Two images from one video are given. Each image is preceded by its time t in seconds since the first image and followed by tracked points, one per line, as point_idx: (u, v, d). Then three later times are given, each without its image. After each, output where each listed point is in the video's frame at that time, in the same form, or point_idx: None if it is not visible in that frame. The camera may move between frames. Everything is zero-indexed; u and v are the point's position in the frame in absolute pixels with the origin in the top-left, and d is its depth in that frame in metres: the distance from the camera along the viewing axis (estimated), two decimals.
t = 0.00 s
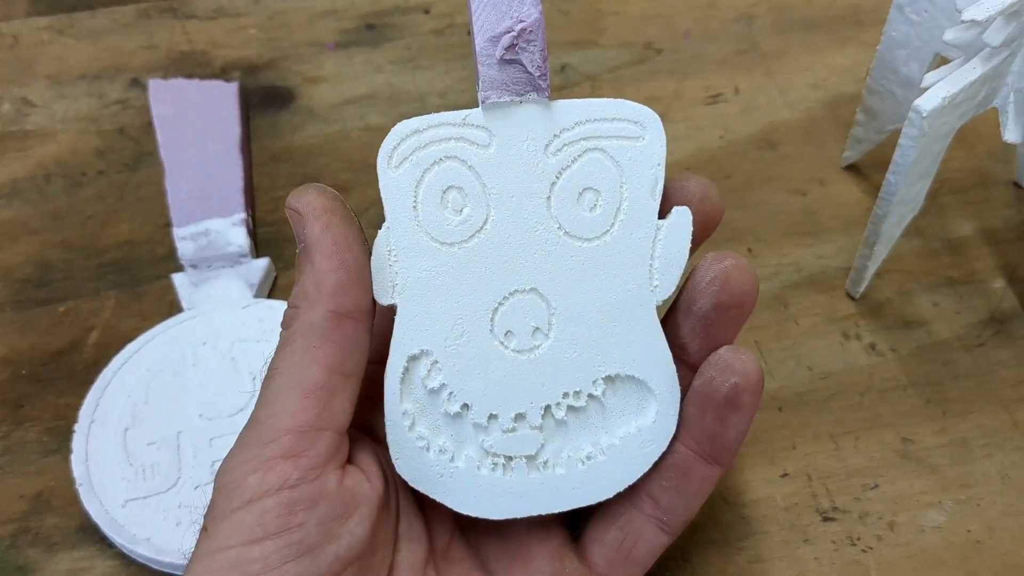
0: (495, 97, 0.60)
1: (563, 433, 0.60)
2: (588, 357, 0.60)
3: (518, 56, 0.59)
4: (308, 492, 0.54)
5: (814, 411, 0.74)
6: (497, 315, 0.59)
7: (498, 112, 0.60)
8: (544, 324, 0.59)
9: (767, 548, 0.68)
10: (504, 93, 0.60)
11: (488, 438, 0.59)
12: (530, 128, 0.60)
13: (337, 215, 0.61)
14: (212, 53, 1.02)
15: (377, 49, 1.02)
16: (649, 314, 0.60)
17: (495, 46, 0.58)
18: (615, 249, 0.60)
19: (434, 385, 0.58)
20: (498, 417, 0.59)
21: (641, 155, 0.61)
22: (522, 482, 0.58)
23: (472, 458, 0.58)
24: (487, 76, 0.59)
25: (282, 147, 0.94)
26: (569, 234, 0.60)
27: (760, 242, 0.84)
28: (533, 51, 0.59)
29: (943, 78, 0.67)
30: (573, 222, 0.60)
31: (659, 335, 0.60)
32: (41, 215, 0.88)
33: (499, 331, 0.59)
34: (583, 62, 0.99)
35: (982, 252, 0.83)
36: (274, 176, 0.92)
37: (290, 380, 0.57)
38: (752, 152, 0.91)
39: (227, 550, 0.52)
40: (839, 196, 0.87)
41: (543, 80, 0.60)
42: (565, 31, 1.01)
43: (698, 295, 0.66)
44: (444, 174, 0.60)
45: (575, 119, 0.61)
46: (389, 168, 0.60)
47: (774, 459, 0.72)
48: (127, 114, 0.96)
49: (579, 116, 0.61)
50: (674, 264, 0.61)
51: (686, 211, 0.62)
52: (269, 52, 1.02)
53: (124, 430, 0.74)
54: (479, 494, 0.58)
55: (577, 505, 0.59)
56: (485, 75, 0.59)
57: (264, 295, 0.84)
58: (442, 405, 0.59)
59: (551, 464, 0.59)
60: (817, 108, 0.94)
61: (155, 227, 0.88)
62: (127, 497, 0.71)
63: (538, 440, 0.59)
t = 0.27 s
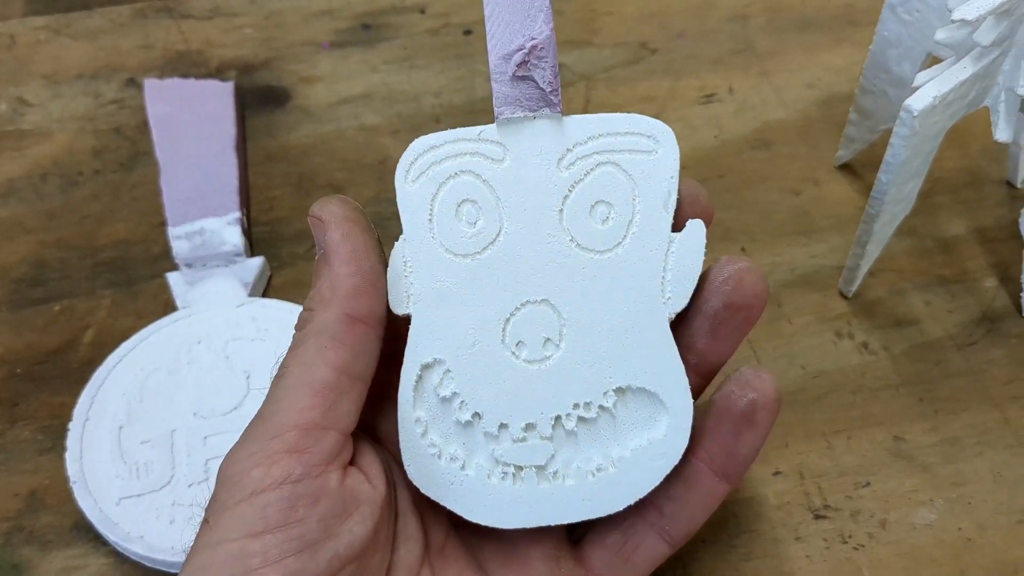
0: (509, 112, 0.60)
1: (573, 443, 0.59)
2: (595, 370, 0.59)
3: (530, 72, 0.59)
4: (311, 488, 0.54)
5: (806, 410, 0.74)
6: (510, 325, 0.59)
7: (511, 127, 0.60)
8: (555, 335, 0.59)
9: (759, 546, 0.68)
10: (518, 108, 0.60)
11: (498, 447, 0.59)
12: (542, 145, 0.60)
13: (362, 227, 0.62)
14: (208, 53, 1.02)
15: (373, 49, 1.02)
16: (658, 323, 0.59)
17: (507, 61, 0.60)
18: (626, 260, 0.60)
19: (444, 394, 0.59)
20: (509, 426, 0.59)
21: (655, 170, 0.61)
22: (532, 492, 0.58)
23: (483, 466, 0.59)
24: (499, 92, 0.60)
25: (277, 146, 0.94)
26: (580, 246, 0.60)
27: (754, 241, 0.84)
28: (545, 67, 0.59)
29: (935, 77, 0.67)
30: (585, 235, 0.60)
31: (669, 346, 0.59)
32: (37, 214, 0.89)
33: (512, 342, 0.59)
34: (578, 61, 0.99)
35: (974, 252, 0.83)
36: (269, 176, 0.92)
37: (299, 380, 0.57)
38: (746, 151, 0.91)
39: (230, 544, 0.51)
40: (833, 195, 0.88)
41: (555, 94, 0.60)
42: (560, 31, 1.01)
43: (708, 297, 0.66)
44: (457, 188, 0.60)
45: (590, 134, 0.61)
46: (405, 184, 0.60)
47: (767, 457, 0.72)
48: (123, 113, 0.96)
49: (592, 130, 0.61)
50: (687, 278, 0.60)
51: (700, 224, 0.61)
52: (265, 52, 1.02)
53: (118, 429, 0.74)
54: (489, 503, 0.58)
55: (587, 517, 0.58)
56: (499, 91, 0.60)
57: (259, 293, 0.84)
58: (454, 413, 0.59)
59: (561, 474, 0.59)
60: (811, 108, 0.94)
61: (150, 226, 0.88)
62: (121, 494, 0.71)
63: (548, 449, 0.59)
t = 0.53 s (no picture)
0: (540, 185, 0.73)
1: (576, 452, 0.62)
2: (602, 392, 0.64)
3: (558, 154, 0.73)
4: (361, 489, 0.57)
5: (786, 408, 0.75)
6: (523, 346, 0.66)
7: (540, 193, 0.73)
8: (564, 355, 0.65)
9: (737, 543, 0.69)
10: (547, 181, 0.73)
11: (505, 453, 0.62)
12: (560, 211, 0.72)
13: (429, 259, 0.65)
14: (197, 53, 1.02)
15: (361, 48, 1.03)
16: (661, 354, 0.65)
17: (541, 146, 0.73)
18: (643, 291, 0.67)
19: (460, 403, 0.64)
20: (513, 432, 0.63)
21: (666, 226, 0.70)
22: (530, 493, 0.60)
23: (485, 468, 0.62)
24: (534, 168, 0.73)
25: (265, 146, 0.94)
26: (592, 287, 0.68)
27: (737, 240, 0.85)
28: (570, 149, 0.73)
29: (912, 76, 0.68)
30: (598, 279, 0.68)
31: (676, 377, 0.64)
32: (25, 213, 0.89)
33: (523, 361, 0.65)
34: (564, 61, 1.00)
35: (956, 250, 0.83)
36: (256, 174, 0.92)
37: (346, 377, 0.59)
38: (730, 151, 0.91)
39: (268, 534, 0.54)
40: (816, 194, 0.88)
41: (579, 170, 0.73)
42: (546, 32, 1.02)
43: (703, 337, 0.74)
44: (493, 242, 0.71)
45: (608, 203, 0.72)
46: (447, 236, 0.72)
47: (746, 455, 0.73)
48: (112, 113, 0.96)
49: (606, 201, 0.72)
50: (688, 313, 0.66)
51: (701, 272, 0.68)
52: (253, 51, 1.02)
53: (102, 426, 0.75)
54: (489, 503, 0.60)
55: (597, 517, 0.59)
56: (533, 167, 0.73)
57: (244, 292, 0.84)
58: (461, 420, 0.64)
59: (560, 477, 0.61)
60: (796, 106, 0.95)
61: (138, 225, 0.89)
62: (104, 492, 0.72)
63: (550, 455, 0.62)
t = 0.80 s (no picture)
0: (502, 227, 0.72)
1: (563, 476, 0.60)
2: (596, 424, 0.63)
3: (520, 202, 0.72)
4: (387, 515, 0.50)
5: (774, 406, 0.75)
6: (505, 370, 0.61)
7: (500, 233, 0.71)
8: (541, 386, 0.62)
9: (724, 540, 0.69)
10: (507, 226, 0.72)
11: (520, 484, 0.58)
12: (518, 253, 0.68)
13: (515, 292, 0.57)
14: (188, 53, 1.03)
15: (352, 48, 1.03)
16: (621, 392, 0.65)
17: (505, 193, 0.72)
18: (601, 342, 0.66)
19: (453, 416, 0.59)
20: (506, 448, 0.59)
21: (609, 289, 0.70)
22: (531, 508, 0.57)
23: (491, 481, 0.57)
24: (496, 213, 0.72)
25: (255, 145, 0.94)
26: (558, 327, 0.65)
27: (726, 238, 0.85)
28: (532, 200, 0.73)
29: (899, 73, 0.68)
30: (560, 318, 0.66)
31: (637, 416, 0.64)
32: (14, 211, 0.89)
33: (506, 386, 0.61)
34: (554, 62, 1.01)
35: (945, 250, 0.83)
36: (245, 173, 0.92)
37: (427, 391, 0.50)
38: (721, 150, 0.91)
39: (326, 541, 0.47)
40: (806, 194, 0.88)
41: (538, 222, 0.73)
42: (538, 33, 1.03)
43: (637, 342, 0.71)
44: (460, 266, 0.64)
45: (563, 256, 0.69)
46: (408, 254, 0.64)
47: (734, 453, 0.72)
48: (102, 112, 0.96)
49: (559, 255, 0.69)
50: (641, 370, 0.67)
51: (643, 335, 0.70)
52: (245, 51, 1.03)
53: (90, 423, 0.75)
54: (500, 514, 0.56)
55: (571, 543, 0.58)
56: (495, 213, 0.72)
57: (233, 290, 0.84)
58: (460, 438, 0.58)
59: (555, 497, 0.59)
60: (785, 107, 0.95)
61: (127, 224, 0.88)
62: (91, 488, 0.72)
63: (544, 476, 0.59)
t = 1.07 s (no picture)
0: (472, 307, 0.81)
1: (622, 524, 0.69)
2: (580, 488, 0.70)
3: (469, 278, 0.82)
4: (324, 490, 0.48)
5: (752, 420, 0.75)
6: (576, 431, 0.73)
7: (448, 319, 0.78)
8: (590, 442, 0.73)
9: (698, 555, 0.69)
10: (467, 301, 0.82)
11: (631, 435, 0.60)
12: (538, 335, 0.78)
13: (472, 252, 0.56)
14: (181, 63, 1.03)
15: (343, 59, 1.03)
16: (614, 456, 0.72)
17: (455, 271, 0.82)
18: (568, 405, 0.74)
19: (446, 513, 0.69)
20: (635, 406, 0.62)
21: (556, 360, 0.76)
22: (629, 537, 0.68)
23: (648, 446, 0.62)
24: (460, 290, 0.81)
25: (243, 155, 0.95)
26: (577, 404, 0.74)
27: (709, 251, 0.85)
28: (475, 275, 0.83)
29: (875, 90, 0.68)
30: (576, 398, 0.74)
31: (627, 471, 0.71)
32: (5, 222, 0.90)
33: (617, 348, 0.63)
34: (544, 73, 1.01)
35: (928, 264, 0.83)
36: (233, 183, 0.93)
37: (392, 366, 0.49)
38: (706, 162, 0.92)
39: (299, 530, 0.47)
40: (790, 207, 0.88)
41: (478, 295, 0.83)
42: (528, 44, 1.03)
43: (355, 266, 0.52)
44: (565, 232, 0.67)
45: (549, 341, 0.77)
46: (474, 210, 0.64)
47: (710, 467, 0.73)
48: (94, 122, 0.97)
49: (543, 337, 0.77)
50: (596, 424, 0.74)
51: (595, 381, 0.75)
52: (237, 61, 1.03)
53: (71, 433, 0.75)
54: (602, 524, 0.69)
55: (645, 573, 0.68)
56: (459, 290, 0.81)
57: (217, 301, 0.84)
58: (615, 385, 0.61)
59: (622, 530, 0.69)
60: (772, 119, 0.95)
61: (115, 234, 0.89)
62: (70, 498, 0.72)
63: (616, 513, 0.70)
